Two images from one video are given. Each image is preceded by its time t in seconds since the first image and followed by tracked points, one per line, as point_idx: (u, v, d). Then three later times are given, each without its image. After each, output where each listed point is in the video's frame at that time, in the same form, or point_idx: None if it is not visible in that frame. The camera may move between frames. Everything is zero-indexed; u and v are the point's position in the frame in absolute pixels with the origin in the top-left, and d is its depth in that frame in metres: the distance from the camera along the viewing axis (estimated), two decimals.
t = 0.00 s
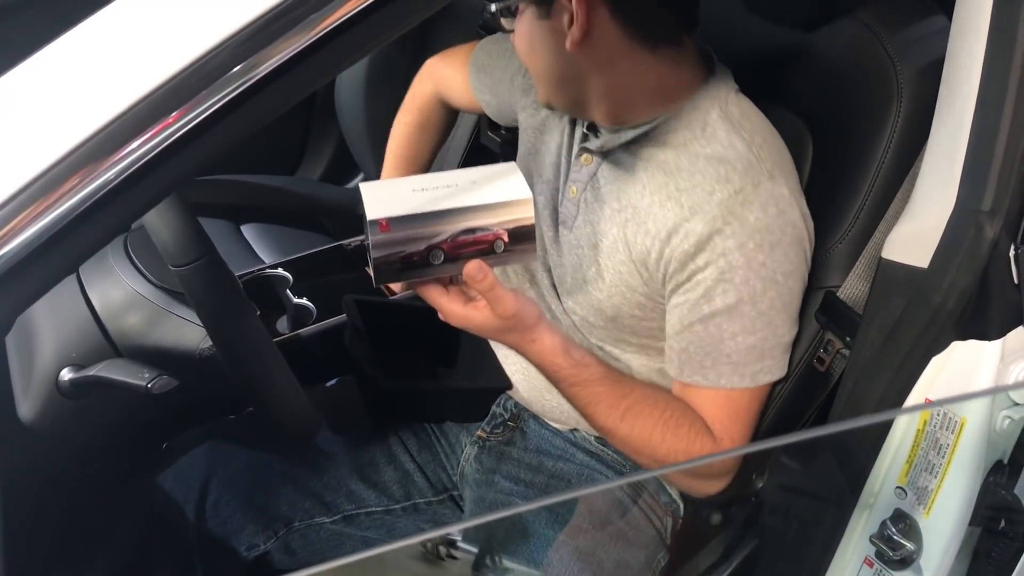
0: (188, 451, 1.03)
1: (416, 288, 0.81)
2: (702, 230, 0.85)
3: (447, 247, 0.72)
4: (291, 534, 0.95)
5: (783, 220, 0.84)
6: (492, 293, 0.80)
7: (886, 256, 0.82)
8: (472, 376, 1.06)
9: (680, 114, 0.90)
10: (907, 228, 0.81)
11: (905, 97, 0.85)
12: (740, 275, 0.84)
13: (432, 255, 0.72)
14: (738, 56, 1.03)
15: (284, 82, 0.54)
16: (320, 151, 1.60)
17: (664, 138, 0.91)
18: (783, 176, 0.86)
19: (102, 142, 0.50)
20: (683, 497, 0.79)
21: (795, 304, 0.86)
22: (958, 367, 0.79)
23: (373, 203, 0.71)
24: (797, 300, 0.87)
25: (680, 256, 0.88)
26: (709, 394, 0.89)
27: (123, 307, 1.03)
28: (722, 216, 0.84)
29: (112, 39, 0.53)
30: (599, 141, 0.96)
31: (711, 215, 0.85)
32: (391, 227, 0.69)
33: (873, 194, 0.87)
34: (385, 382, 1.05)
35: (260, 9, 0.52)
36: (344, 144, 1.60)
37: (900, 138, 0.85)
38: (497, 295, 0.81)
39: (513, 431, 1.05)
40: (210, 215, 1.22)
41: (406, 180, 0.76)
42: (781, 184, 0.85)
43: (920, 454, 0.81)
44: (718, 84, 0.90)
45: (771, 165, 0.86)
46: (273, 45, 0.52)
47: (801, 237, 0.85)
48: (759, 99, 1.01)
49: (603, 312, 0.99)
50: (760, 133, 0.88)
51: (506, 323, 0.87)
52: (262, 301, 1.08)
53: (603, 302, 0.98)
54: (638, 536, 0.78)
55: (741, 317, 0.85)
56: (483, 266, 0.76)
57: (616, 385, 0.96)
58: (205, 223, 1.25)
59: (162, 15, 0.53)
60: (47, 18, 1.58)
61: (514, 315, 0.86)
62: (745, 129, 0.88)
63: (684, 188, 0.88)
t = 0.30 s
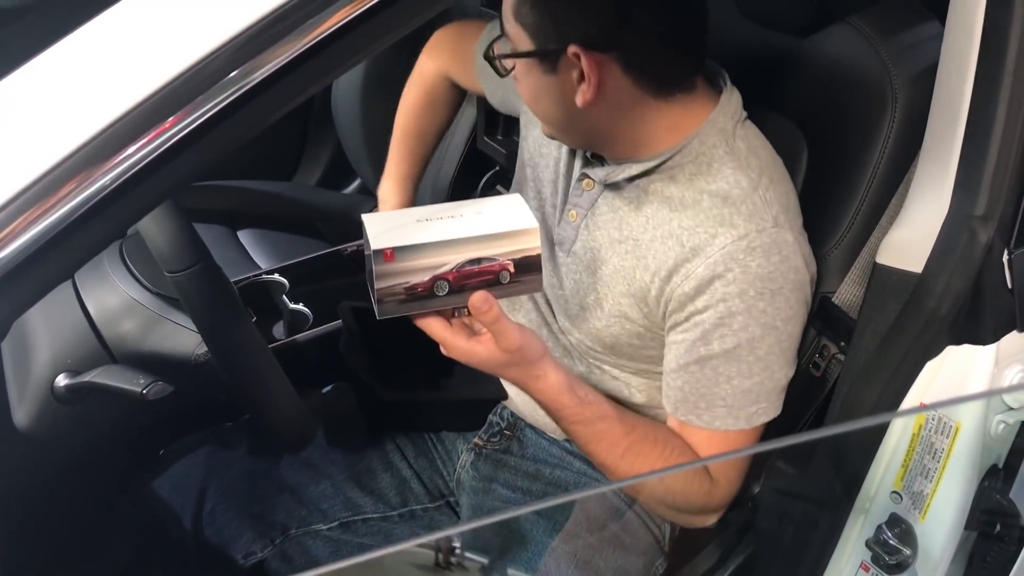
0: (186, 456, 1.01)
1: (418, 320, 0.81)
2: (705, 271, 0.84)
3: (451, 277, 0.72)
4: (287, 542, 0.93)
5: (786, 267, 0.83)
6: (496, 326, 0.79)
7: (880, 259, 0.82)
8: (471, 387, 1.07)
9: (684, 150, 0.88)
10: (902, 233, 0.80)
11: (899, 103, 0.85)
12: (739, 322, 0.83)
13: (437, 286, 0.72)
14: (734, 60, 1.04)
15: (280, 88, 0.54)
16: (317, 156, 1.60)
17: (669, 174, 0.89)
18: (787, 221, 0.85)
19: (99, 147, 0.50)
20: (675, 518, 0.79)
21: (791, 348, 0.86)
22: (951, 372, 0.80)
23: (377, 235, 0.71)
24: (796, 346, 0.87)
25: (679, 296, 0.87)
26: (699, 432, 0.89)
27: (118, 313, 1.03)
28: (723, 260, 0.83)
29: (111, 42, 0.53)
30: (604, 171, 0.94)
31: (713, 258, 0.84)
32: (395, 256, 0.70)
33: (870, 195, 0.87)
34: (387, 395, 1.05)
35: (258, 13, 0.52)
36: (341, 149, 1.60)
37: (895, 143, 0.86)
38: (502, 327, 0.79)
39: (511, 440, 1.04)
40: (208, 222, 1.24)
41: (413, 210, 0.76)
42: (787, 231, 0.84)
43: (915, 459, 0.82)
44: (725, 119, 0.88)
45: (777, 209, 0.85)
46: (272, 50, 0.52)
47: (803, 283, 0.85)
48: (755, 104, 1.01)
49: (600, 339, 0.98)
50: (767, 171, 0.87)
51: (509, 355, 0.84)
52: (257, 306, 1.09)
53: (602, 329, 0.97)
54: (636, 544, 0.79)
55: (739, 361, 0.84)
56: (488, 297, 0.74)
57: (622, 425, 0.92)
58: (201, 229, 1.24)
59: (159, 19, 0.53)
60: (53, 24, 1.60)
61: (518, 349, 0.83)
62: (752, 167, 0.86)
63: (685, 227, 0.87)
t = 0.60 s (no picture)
0: (176, 460, 1.01)
1: (415, 329, 0.80)
2: (707, 277, 0.84)
3: (451, 290, 0.72)
4: (281, 546, 0.92)
5: (789, 277, 0.84)
6: (492, 341, 0.79)
7: (876, 262, 0.82)
8: (463, 391, 1.06)
9: (701, 149, 0.89)
10: (897, 234, 0.80)
11: (894, 105, 0.85)
12: (740, 328, 0.83)
13: (436, 297, 0.72)
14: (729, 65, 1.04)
15: (273, 90, 0.53)
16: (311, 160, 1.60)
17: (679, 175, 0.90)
18: (793, 231, 0.86)
19: (90, 148, 0.50)
20: (670, 522, 0.79)
21: (789, 358, 0.87)
22: (945, 377, 0.81)
23: (381, 238, 0.71)
24: (794, 354, 0.88)
25: (680, 300, 0.87)
26: (694, 437, 0.89)
27: (110, 315, 1.02)
28: (727, 267, 0.83)
29: (105, 41, 0.53)
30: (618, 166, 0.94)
31: (717, 263, 0.84)
32: (397, 263, 0.69)
33: (864, 199, 0.87)
34: (379, 396, 1.05)
35: (250, 15, 0.52)
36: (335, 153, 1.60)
37: (890, 145, 0.86)
38: (498, 343, 0.80)
39: (505, 442, 1.04)
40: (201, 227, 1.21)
41: (421, 220, 0.76)
42: (792, 241, 0.85)
43: (910, 462, 0.83)
44: (742, 124, 0.89)
45: (784, 218, 0.85)
46: (265, 50, 0.52)
47: (806, 294, 0.86)
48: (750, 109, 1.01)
49: (596, 339, 0.97)
50: (776, 179, 0.88)
51: (503, 371, 0.85)
52: (251, 309, 1.08)
53: (598, 329, 0.96)
54: (631, 546, 0.79)
55: (737, 368, 0.85)
56: (485, 313, 0.75)
57: (612, 436, 0.91)
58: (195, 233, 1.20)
59: (152, 20, 0.53)
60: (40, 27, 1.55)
61: (512, 365, 0.84)
62: (761, 176, 0.87)
63: (690, 230, 0.87)
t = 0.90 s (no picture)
0: (170, 464, 0.99)
1: (411, 337, 0.79)
2: (712, 268, 0.85)
3: (448, 296, 0.72)
4: (277, 549, 0.91)
5: (795, 269, 0.85)
6: (489, 350, 0.77)
7: (872, 268, 0.82)
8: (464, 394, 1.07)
9: (710, 139, 0.91)
10: (892, 241, 0.81)
11: (891, 109, 0.86)
12: (747, 320, 0.84)
13: (432, 303, 0.72)
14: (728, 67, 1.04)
15: (272, 93, 0.53)
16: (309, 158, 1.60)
17: (686, 164, 0.91)
18: (797, 225, 0.87)
19: (88, 152, 0.50)
20: (670, 523, 0.79)
21: (794, 353, 0.87)
22: (942, 382, 0.79)
23: (380, 245, 0.71)
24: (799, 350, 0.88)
25: (685, 292, 0.87)
26: (701, 433, 0.88)
27: (108, 318, 1.03)
28: (734, 257, 0.84)
29: (106, 43, 0.52)
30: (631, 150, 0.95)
31: (724, 253, 0.85)
32: (395, 267, 0.69)
33: (862, 203, 0.87)
34: (378, 399, 1.05)
35: (249, 19, 0.52)
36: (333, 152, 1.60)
37: (888, 149, 0.86)
38: (495, 353, 0.78)
39: (503, 445, 1.03)
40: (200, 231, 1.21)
41: (422, 227, 0.76)
42: (797, 235, 0.86)
43: (907, 466, 0.82)
44: (754, 118, 0.91)
45: (789, 213, 0.87)
46: (266, 54, 0.52)
47: (812, 289, 0.86)
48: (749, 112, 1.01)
49: (598, 328, 0.97)
50: (782, 176, 0.90)
51: (502, 381, 0.83)
52: (248, 312, 1.09)
53: (600, 319, 0.96)
54: (629, 550, 0.78)
55: (746, 361, 0.85)
56: (481, 322, 0.73)
57: (617, 441, 0.90)
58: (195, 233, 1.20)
59: (151, 21, 0.52)
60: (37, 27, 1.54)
61: (511, 374, 0.81)
62: (767, 172, 0.89)
63: (696, 220, 0.88)
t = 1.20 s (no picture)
0: (168, 466, 1.01)
1: (399, 370, 0.79)
2: (718, 271, 0.85)
3: (431, 326, 0.73)
4: (274, 552, 0.93)
5: (798, 269, 0.85)
6: (477, 375, 0.78)
7: (867, 272, 0.83)
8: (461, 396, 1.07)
9: (709, 141, 0.91)
10: (890, 245, 0.81)
11: (887, 114, 0.87)
12: (757, 323, 0.84)
13: (416, 335, 0.73)
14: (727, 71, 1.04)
15: (270, 98, 0.54)
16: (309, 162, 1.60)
17: (686, 168, 0.91)
18: (799, 224, 0.87)
19: (88, 156, 0.50)
20: (670, 528, 0.79)
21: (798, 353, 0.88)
22: (937, 386, 0.80)
23: (357, 283, 0.72)
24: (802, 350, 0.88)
25: (691, 295, 0.87)
26: (708, 434, 0.88)
27: (106, 321, 1.02)
28: (740, 259, 0.84)
29: (110, 47, 0.52)
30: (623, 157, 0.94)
31: (729, 254, 0.85)
32: (374, 304, 0.71)
33: (859, 205, 0.88)
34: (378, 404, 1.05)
35: (249, 22, 0.52)
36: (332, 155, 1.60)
37: (884, 153, 0.86)
38: (483, 376, 0.78)
39: (500, 449, 1.02)
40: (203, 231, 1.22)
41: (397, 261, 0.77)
42: (800, 236, 0.86)
43: (903, 470, 0.83)
44: (750, 123, 0.92)
45: (790, 216, 0.87)
46: (266, 58, 0.52)
47: (814, 290, 0.87)
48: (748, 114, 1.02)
49: (596, 335, 0.97)
50: (780, 179, 0.90)
51: (494, 405, 0.83)
52: (246, 316, 1.08)
53: (600, 323, 0.95)
54: (626, 554, 0.79)
55: (752, 362, 0.85)
56: (466, 347, 0.75)
57: (615, 454, 0.90)
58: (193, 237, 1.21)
59: (151, 25, 0.53)
60: (37, 30, 1.54)
61: (502, 397, 0.82)
62: (766, 175, 0.89)
63: (699, 222, 0.88)
